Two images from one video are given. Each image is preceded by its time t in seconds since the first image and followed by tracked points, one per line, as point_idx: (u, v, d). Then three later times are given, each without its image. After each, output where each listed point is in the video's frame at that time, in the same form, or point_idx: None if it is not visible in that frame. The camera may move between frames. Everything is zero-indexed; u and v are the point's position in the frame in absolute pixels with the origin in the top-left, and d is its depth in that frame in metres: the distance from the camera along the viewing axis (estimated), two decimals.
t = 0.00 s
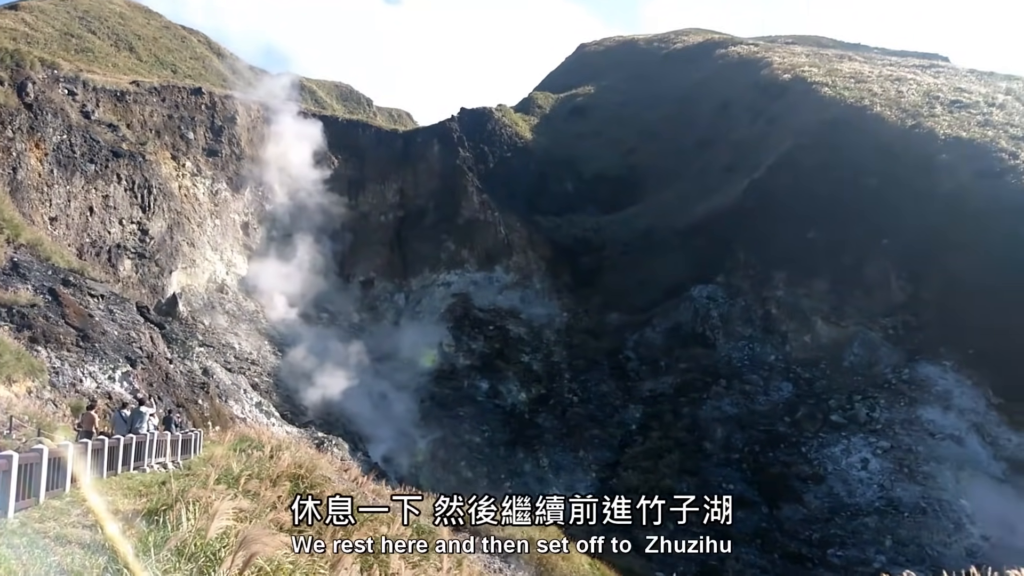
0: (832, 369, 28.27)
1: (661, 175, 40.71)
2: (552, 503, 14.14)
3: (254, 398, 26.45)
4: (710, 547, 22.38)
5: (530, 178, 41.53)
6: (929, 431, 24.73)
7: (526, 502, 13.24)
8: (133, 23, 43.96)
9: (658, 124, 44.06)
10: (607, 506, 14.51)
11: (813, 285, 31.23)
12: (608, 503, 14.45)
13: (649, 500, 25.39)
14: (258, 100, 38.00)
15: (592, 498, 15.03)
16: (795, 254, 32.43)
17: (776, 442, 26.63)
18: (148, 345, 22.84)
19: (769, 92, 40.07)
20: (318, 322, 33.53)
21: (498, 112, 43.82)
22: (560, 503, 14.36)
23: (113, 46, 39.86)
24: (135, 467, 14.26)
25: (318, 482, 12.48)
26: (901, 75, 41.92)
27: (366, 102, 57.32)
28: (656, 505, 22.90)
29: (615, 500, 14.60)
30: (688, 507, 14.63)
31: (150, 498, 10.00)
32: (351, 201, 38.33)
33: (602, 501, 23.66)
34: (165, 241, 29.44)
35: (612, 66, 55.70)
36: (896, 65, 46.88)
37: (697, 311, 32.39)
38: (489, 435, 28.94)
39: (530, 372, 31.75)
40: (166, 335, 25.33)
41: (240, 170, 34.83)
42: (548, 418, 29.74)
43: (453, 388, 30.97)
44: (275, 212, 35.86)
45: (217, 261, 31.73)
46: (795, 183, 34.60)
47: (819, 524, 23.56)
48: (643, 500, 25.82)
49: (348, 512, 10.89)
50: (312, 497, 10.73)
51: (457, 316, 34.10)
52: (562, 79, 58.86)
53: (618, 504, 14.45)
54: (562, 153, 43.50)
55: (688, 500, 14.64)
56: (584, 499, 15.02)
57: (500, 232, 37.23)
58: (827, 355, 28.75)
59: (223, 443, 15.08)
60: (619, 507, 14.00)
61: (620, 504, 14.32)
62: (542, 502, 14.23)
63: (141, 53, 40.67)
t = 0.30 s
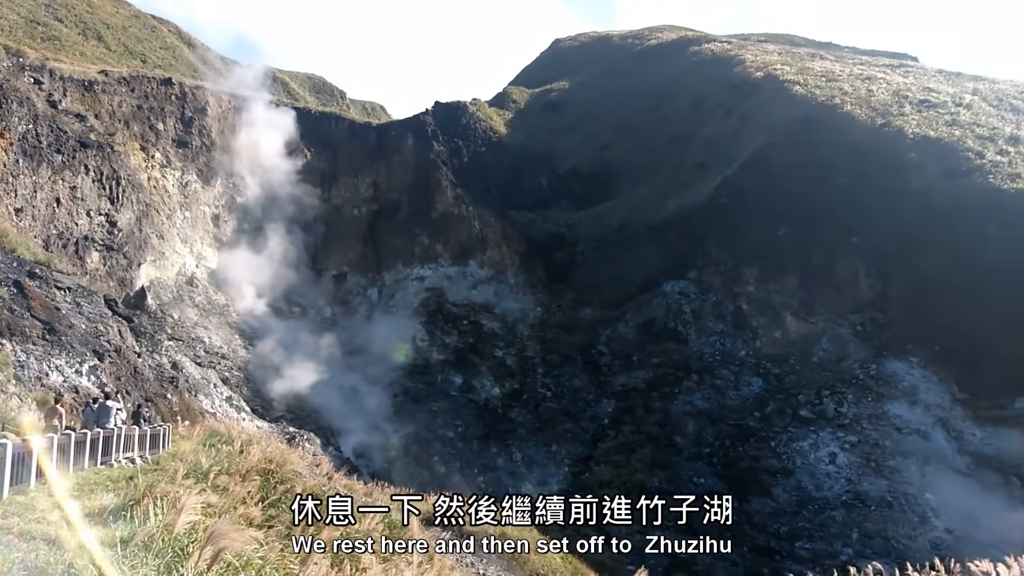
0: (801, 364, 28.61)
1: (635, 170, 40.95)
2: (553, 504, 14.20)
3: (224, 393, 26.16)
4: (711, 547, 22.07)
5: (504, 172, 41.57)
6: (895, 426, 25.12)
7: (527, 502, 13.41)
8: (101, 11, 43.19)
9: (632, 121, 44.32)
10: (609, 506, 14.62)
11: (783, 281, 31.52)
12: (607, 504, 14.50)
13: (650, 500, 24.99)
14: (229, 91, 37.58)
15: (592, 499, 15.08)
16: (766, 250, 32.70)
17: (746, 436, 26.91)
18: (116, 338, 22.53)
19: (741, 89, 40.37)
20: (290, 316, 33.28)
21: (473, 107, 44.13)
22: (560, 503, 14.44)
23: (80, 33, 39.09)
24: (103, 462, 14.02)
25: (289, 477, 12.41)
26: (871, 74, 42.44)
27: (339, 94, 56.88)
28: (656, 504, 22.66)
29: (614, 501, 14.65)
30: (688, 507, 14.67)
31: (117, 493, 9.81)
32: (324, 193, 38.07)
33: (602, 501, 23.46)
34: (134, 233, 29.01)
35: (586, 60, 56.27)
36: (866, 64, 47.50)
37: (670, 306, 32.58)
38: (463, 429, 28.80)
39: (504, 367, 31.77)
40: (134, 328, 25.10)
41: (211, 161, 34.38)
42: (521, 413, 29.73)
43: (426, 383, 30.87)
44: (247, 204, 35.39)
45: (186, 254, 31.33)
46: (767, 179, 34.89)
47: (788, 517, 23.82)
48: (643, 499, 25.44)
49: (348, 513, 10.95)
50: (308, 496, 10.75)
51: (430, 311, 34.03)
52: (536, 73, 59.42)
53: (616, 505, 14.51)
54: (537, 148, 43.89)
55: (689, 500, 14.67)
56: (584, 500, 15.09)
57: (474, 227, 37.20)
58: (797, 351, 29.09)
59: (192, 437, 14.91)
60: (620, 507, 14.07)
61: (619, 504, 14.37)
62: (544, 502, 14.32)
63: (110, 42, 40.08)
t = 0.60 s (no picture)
0: (767, 359, 28.93)
1: (607, 166, 41.14)
2: (552, 504, 14.17)
3: (189, 385, 25.83)
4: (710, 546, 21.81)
5: (476, 166, 41.51)
6: (859, 420, 25.45)
7: (525, 502, 13.45)
8: None
9: (604, 117, 44.55)
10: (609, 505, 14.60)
11: (751, 277, 31.76)
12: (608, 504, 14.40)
13: (649, 500, 24.66)
14: (198, 79, 37.10)
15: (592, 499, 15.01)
16: (735, 247, 32.96)
17: (713, 430, 27.10)
18: (78, 329, 22.22)
19: (713, 86, 40.66)
20: (259, 308, 32.94)
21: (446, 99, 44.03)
22: (560, 503, 14.38)
23: (43, 18, 38.28)
24: (63, 454, 13.76)
25: (254, 470, 12.29)
26: (840, 75, 42.93)
27: (310, 84, 56.47)
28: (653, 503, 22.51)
29: (614, 500, 14.55)
30: (689, 508, 14.42)
31: (77, 486, 9.64)
32: (294, 184, 37.72)
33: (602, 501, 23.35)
34: (97, 222, 28.51)
35: (560, 56, 56.55)
36: (835, 64, 48.07)
37: (640, 301, 32.75)
38: (432, 423, 28.63)
39: (475, 361, 31.71)
40: (96, 319, 25.00)
41: (177, 150, 33.87)
42: (491, 407, 29.67)
43: (396, 376, 30.68)
44: (214, 194, 34.96)
45: (151, 244, 30.86)
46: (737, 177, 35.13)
47: (754, 510, 23.97)
48: (632, 497, 25.17)
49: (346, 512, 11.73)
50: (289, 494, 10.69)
51: (401, 304, 33.90)
52: (510, 67, 59.47)
53: (617, 504, 14.40)
54: (509, 141, 43.99)
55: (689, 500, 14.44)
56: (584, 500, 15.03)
57: (446, 220, 37.15)
58: (764, 346, 29.40)
59: (155, 430, 14.68)
60: (619, 506, 13.99)
61: (619, 504, 14.28)
62: (544, 501, 14.26)
63: (75, 27, 39.17)
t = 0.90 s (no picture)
0: (732, 351, 29.28)
1: (575, 160, 41.30)
2: (553, 504, 14.11)
3: (152, 378, 25.45)
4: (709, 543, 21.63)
5: (444, 157, 41.38)
6: (820, 411, 25.90)
7: (526, 502, 13.37)
8: None
9: (572, 110, 44.72)
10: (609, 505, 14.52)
11: (716, 270, 32.04)
12: (607, 503, 14.31)
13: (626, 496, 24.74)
14: (161, 66, 36.44)
15: (592, 498, 14.95)
16: (700, 241, 33.23)
17: (678, 421, 27.31)
18: (36, 321, 22.33)
19: (680, 80, 40.93)
20: (223, 300, 32.50)
21: (413, 89, 43.79)
22: (560, 503, 14.35)
23: None
24: (20, 449, 13.46)
25: (218, 463, 12.15)
26: (804, 70, 43.41)
27: (275, 72, 55.82)
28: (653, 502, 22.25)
29: (614, 499, 14.47)
30: (689, 506, 14.31)
31: (34, 479, 9.44)
32: (259, 174, 37.23)
33: (600, 501, 23.03)
34: (56, 212, 27.87)
35: (528, 48, 56.58)
36: (800, 60, 48.66)
37: (607, 294, 32.94)
38: (399, 416, 28.45)
39: (442, 353, 31.63)
40: (55, 312, 25.20)
41: (139, 139, 33.23)
42: (459, 399, 29.62)
43: (362, 368, 30.48)
44: (177, 184, 34.36)
45: (112, 234, 30.25)
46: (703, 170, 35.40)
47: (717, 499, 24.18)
48: (598, 488, 25.25)
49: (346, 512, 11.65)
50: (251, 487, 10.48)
51: (368, 296, 33.70)
52: (478, 59, 59.34)
53: (617, 504, 14.31)
54: (478, 133, 43.96)
55: (688, 498, 14.27)
56: (584, 499, 14.93)
57: (413, 212, 37.03)
58: (728, 339, 29.73)
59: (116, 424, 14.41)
60: (620, 506, 13.87)
61: (620, 504, 14.16)
62: (544, 502, 14.19)
63: (32, 11, 38.09)
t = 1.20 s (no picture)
0: (695, 342, 29.62)
1: (542, 151, 41.39)
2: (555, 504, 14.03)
3: (109, 366, 24.97)
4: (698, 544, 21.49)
5: (411, 146, 41.20)
6: (780, 401, 26.34)
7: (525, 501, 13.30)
8: None
9: (539, 101, 44.81)
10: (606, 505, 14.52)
11: (681, 262, 32.29)
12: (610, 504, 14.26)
13: (591, 486, 24.85)
14: (120, 49, 35.62)
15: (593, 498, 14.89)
16: (665, 233, 33.43)
17: (642, 411, 27.52)
18: None
19: (647, 73, 41.13)
20: (184, 289, 31.98)
21: (379, 76, 43.40)
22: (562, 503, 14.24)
23: None
24: None
25: (178, 453, 11.96)
26: (769, 65, 43.85)
27: (238, 56, 54.87)
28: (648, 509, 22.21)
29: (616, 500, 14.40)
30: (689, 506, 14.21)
31: None
32: (221, 160, 36.65)
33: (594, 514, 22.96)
34: (10, 196, 27.09)
35: (496, 37, 56.44)
36: (765, 54, 49.13)
37: (574, 285, 33.09)
38: (364, 406, 28.22)
39: (408, 344, 31.48)
40: (10, 300, 24.67)
41: (97, 122, 32.49)
42: (424, 389, 29.53)
43: (326, 358, 30.19)
44: (137, 170, 33.66)
45: (69, 220, 29.56)
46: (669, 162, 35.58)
47: (679, 488, 24.46)
48: (564, 477, 25.31)
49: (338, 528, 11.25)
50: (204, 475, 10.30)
51: (333, 285, 33.46)
52: (445, 47, 59.01)
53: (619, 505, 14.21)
54: (445, 122, 43.82)
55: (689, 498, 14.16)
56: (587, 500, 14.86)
57: (379, 200, 36.86)
58: (692, 330, 30.08)
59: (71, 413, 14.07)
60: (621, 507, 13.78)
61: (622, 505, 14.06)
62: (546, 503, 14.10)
63: None
